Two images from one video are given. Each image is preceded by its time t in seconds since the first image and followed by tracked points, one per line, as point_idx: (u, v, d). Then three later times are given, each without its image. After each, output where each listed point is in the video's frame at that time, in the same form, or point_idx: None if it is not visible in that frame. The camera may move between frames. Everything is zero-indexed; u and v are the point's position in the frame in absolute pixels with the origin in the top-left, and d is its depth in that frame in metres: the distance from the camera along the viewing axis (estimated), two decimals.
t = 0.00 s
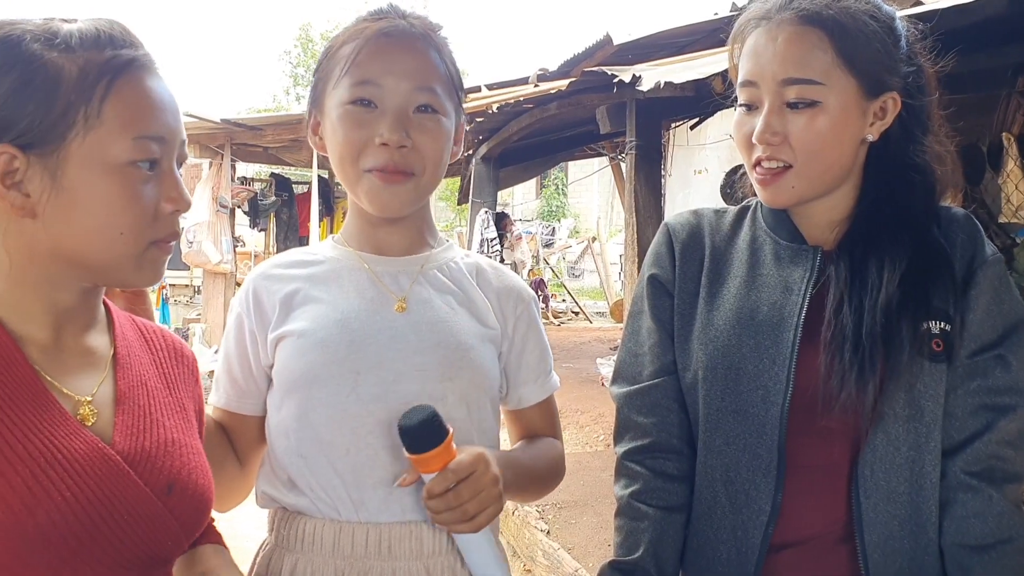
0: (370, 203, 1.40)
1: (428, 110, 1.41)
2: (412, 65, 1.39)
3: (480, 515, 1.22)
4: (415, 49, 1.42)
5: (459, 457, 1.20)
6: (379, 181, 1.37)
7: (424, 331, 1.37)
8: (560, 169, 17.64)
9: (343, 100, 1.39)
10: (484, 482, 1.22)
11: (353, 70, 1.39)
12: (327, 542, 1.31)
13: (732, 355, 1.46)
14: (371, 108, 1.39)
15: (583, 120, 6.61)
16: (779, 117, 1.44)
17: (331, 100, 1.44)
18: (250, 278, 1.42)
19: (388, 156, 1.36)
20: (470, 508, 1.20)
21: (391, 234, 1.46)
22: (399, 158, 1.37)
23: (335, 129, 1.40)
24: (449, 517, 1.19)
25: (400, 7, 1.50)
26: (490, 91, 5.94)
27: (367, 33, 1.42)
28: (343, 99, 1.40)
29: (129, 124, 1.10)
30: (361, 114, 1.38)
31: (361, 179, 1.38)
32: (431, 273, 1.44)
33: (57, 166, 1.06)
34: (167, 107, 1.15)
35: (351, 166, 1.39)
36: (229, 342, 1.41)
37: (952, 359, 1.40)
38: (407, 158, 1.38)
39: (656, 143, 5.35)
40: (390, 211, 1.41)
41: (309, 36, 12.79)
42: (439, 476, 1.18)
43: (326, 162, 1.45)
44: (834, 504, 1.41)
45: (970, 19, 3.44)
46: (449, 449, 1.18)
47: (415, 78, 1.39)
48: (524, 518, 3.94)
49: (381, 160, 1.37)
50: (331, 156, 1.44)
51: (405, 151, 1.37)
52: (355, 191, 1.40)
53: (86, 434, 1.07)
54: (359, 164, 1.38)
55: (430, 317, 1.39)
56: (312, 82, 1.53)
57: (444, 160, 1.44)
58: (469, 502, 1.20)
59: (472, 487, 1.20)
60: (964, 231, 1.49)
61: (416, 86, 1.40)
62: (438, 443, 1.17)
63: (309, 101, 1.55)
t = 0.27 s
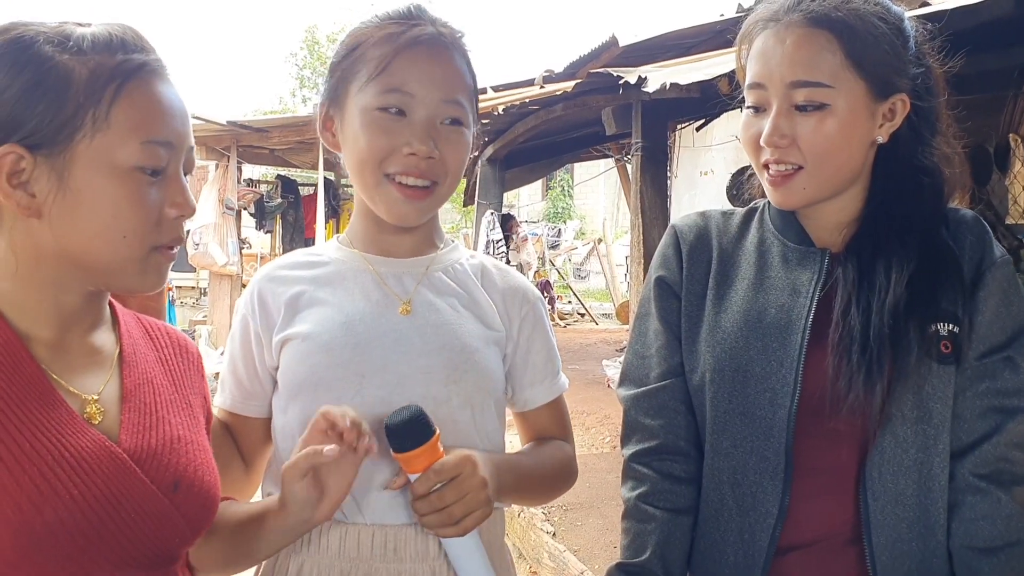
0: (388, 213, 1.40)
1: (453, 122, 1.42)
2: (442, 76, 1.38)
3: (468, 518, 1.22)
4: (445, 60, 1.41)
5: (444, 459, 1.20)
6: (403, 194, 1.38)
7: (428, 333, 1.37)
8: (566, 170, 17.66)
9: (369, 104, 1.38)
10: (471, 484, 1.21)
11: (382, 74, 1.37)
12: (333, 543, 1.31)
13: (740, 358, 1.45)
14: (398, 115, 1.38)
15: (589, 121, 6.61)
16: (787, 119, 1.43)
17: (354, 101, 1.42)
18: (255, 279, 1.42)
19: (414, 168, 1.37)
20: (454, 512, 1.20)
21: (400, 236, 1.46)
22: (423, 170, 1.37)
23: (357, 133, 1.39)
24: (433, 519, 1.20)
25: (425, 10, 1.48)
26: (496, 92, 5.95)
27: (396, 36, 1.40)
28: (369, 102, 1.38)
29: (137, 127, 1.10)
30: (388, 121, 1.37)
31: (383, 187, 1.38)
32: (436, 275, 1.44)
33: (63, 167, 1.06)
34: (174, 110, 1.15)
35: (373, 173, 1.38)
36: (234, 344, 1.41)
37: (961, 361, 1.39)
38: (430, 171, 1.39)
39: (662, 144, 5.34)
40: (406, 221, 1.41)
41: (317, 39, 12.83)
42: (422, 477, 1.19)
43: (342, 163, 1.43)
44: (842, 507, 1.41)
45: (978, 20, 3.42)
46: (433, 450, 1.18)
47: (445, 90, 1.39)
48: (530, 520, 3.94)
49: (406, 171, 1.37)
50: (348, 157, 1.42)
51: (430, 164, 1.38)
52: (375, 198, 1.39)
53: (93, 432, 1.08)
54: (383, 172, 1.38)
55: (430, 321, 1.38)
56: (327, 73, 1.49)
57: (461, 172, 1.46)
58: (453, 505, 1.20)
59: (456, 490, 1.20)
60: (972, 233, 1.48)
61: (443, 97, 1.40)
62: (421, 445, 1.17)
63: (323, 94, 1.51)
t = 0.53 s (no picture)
0: (413, 199, 1.37)
1: (473, 112, 1.43)
2: (465, 64, 1.40)
3: (498, 524, 1.22)
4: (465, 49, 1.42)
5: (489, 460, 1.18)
6: (431, 179, 1.37)
7: (434, 334, 1.37)
8: (570, 170, 17.65)
9: (395, 90, 1.36)
10: (507, 490, 1.22)
11: (407, 61, 1.37)
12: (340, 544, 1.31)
13: (747, 358, 1.44)
14: (424, 102, 1.37)
15: (593, 121, 6.60)
16: (794, 120, 1.43)
17: (374, 89, 1.40)
18: (255, 282, 1.41)
19: (442, 154, 1.36)
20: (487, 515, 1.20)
21: (413, 230, 1.45)
22: (450, 156, 1.37)
23: (381, 119, 1.37)
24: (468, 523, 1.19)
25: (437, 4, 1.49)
26: (500, 93, 5.94)
27: (417, 24, 1.40)
28: (395, 89, 1.36)
29: (127, 119, 1.10)
30: (415, 107, 1.36)
31: (411, 174, 1.36)
32: (441, 275, 1.44)
33: (54, 160, 1.05)
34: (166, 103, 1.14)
35: (401, 159, 1.35)
36: (238, 346, 1.40)
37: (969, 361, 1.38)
38: (456, 158, 1.39)
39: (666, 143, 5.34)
40: (430, 208, 1.39)
41: (321, 39, 12.84)
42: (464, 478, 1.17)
43: (363, 151, 1.40)
44: (849, 507, 1.40)
45: (984, 19, 3.41)
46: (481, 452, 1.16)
47: (468, 78, 1.40)
48: (535, 520, 3.94)
49: (434, 157, 1.36)
50: (368, 146, 1.39)
51: (458, 151, 1.37)
52: (400, 185, 1.36)
53: (94, 431, 1.08)
54: (410, 158, 1.36)
55: (441, 326, 1.38)
56: (337, 64, 1.46)
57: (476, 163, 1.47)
58: (489, 510, 1.20)
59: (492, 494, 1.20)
60: (980, 232, 1.48)
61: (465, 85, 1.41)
62: (471, 448, 1.14)
63: (331, 84, 1.48)
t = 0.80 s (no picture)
0: (411, 207, 1.37)
1: (477, 118, 1.40)
2: (470, 69, 1.37)
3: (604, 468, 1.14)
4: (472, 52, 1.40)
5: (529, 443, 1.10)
6: (429, 188, 1.36)
7: (434, 336, 1.36)
8: (574, 170, 17.63)
9: (397, 96, 1.35)
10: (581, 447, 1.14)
11: (410, 67, 1.35)
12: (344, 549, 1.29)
13: (756, 359, 1.43)
14: (426, 109, 1.35)
15: (597, 120, 6.58)
16: (804, 120, 1.41)
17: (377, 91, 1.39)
18: (253, 282, 1.40)
19: (443, 164, 1.35)
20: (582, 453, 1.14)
21: (414, 234, 1.44)
22: (450, 166, 1.36)
23: (382, 125, 1.36)
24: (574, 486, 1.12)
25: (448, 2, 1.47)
26: (503, 92, 5.93)
27: (423, 27, 1.38)
28: (397, 95, 1.35)
29: (117, 112, 1.09)
30: (416, 115, 1.35)
31: (410, 183, 1.36)
32: (441, 274, 1.43)
33: (43, 153, 1.05)
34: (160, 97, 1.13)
35: (400, 167, 1.35)
36: (234, 347, 1.39)
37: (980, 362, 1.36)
38: (456, 167, 1.38)
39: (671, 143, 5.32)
40: (428, 217, 1.40)
41: (324, 41, 12.85)
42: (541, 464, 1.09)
43: (364, 155, 1.40)
44: (858, 510, 1.39)
45: (992, 17, 3.39)
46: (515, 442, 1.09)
47: (474, 82, 1.38)
48: (539, 521, 3.92)
49: (433, 167, 1.35)
50: (369, 149, 1.39)
51: (457, 161, 1.36)
52: (398, 192, 1.36)
53: (102, 435, 1.07)
54: (410, 167, 1.35)
55: (440, 324, 1.38)
56: (342, 61, 1.45)
57: (478, 167, 1.45)
58: (582, 464, 1.13)
59: (572, 447, 1.13)
60: (990, 231, 1.46)
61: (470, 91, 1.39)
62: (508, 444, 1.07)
63: (336, 81, 1.47)
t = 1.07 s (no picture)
0: (410, 213, 1.38)
1: (472, 119, 1.40)
2: (458, 70, 1.36)
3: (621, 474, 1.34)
4: (460, 54, 1.39)
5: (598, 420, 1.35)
6: (426, 193, 1.36)
7: (450, 336, 1.36)
8: (577, 170, 17.63)
9: (385, 103, 1.35)
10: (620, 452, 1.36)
11: (396, 74, 1.35)
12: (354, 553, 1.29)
13: (761, 361, 1.43)
14: (416, 115, 1.35)
15: (600, 121, 6.58)
16: (813, 121, 1.41)
17: (368, 99, 1.40)
18: (264, 280, 1.38)
19: (437, 170, 1.35)
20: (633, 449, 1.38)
21: (417, 236, 1.43)
22: (445, 172, 1.36)
23: (374, 134, 1.36)
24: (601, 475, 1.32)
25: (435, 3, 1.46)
26: (507, 93, 5.94)
27: (409, 31, 1.37)
28: (385, 102, 1.35)
29: (119, 115, 1.09)
30: (407, 122, 1.35)
31: (405, 192, 1.36)
32: (454, 275, 1.44)
33: (50, 156, 1.06)
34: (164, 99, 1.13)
35: (395, 177, 1.36)
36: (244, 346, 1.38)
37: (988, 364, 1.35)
38: (452, 173, 1.37)
39: (675, 142, 5.31)
40: (428, 221, 1.40)
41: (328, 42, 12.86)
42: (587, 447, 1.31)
43: (361, 165, 1.41)
44: (865, 512, 1.38)
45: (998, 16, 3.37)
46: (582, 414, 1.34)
47: (463, 85, 1.37)
48: (544, 522, 3.92)
49: (428, 173, 1.35)
50: (365, 158, 1.40)
51: (452, 166, 1.36)
52: (395, 199, 1.37)
53: (107, 439, 1.07)
54: (404, 175, 1.35)
55: (455, 324, 1.38)
56: (336, 71, 1.46)
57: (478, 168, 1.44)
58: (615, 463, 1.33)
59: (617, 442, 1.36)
60: (1000, 230, 1.45)
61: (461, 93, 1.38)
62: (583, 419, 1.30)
63: (331, 91, 1.49)
